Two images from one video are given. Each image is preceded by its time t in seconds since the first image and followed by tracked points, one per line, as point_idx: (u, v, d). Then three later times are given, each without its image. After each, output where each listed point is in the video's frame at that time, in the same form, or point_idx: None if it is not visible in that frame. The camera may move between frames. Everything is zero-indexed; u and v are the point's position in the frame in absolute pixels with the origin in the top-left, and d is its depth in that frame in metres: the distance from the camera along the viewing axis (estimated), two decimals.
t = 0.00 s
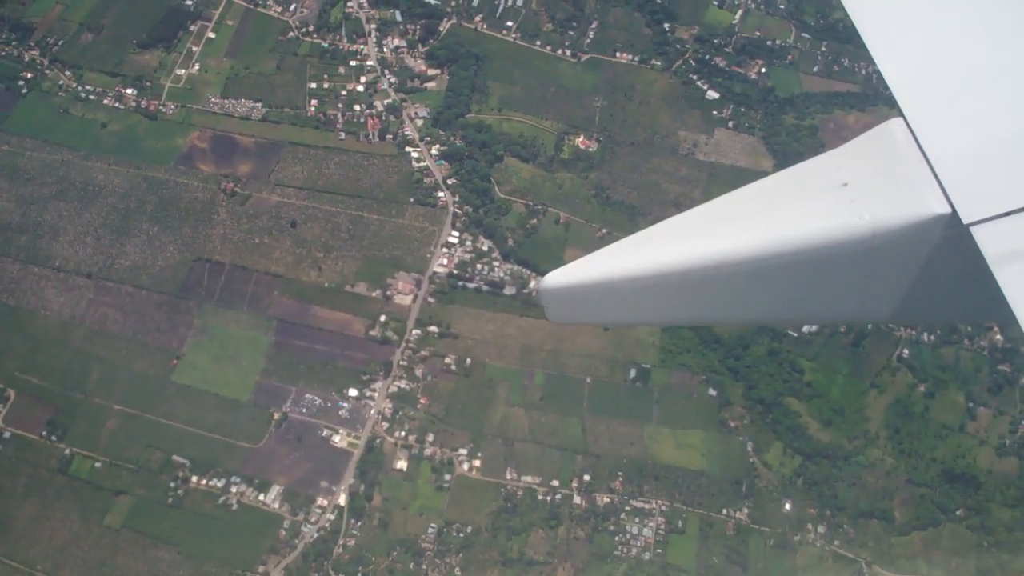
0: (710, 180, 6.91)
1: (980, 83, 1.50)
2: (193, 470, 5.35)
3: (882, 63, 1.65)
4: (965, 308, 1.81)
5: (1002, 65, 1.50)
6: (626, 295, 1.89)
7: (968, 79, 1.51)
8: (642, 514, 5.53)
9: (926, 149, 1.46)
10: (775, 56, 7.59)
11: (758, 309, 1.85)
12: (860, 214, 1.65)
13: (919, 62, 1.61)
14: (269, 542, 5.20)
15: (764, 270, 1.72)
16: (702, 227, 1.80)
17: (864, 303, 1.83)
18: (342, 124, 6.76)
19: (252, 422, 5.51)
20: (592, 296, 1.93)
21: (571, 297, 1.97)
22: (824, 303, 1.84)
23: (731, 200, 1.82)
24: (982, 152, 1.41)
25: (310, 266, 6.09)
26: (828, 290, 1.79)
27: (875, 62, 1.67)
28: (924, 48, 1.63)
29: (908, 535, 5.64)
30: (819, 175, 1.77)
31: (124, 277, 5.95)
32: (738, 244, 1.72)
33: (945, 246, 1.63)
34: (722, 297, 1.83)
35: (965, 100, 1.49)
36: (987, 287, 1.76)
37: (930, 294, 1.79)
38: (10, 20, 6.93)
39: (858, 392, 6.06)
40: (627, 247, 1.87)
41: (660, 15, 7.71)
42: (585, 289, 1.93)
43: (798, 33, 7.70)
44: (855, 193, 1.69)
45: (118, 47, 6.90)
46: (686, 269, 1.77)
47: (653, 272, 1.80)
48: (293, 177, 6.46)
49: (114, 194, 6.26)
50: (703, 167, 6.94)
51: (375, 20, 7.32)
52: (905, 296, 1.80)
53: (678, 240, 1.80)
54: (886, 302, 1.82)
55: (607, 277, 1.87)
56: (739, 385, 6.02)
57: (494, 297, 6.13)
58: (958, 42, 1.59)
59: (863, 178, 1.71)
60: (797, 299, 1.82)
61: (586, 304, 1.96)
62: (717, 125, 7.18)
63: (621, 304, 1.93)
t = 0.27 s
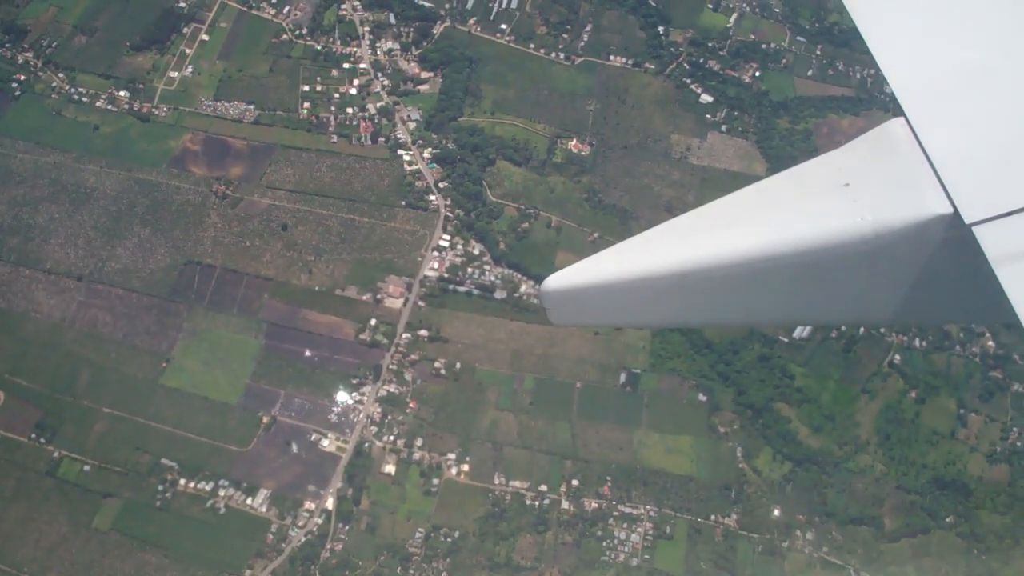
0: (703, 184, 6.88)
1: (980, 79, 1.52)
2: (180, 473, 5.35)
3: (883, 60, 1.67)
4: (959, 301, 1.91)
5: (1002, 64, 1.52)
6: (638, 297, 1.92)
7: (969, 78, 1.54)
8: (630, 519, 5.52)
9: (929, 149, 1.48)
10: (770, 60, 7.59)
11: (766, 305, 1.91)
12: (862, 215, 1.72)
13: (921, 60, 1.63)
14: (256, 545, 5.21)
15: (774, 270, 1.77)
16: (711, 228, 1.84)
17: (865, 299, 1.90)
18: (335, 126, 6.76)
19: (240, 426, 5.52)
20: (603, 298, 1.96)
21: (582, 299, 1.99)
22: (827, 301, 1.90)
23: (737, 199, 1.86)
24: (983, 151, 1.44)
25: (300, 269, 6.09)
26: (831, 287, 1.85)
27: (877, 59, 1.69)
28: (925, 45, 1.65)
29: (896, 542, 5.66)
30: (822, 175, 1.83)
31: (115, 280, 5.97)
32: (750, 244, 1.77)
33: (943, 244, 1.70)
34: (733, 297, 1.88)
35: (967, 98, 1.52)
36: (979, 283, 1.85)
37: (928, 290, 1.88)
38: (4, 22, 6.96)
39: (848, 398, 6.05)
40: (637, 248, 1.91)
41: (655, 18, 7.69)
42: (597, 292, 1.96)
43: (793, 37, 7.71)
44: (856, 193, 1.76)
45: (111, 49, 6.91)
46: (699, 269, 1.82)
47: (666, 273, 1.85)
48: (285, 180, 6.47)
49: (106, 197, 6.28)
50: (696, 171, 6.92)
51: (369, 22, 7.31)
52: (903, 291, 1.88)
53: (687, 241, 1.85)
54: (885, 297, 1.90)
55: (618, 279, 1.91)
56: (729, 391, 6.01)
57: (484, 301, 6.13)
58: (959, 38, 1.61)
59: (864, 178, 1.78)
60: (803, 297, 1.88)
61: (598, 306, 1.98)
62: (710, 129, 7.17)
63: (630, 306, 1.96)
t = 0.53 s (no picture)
0: (695, 189, 6.85)
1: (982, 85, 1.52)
2: (167, 474, 5.37)
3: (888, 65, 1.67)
4: (954, 316, 1.82)
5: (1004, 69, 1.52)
6: (629, 303, 1.77)
7: (972, 82, 1.53)
8: (616, 524, 5.52)
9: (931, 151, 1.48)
10: (765, 65, 7.59)
11: (760, 317, 1.77)
12: (864, 217, 1.63)
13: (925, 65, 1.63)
14: (241, 547, 5.21)
15: (775, 274, 1.65)
16: (708, 229, 1.72)
17: (860, 312, 1.79)
18: (327, 129, 6.78)
19: (228, 427, 5.53)
20: (591, 304, 1.79)
21: (566, 306, 1.82)
22: (822, 314, 1.79)
23: (732, 202, 1.75)
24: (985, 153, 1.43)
25: (291, 271, 6.09)
26: (829, 296, 1.74)
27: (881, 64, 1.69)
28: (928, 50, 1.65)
29: (884, 550, 5.64)
30: (818, 179, 1.74)
31: (105, 280, 5.99)
32: (750, 245, 1.64)
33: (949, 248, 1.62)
34: (726, 306, 1.74)
35: (969, 101, 1.51)
36: (973, 295, 1.77)
37: (923, 301, 1.78)
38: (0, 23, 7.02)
39: (837, 405, 6.06)
40: (628, 252, 1.77)
41: (650, 22, 7.69)
42: (584, 298, 1.79)
43: (789, 42, 7.70)
44: (860, 196, 1.67)
45: (105, 50, 6.95)
46: (695, 272, 1.68)
47: (661, 275, 1.70)
48: (277, 182, 6.48)
49: (97, 197, 6.31)
50: (689, 176, 6.89)
51: (364, 25, 7.33)
52: (898, 303, 1.78)
53: (679, 243, 1.72)
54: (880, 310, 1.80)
55: (611, 283, 1.75)
56: (718, 396, 6.01)
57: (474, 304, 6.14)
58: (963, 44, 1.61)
59: (862, 182, 1.70)
60: (798, 307, 1.75)
61: (582, 315, 1.82)
62: (704, 134, 7.15)
63: (617, 315, 1.80)
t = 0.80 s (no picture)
0: (687, 191, 6.83)
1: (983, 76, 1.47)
2: (154, 474, 5.38)
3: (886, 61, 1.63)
4: (959, 311, 1.78)
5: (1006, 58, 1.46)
6: (629, 302, 1.78)
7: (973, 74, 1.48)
8: (603, 526, 5.52)
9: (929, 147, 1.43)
10: (759, 68, 7.57)
11: (762, 315, 1.76)
12: (864, 217, 1.59)
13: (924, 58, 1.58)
14: (228, 547, 5.22)
15: (772, 276, 1.63)
16: (705, 230, 1.70)
17: (865, 307, 1.76)
18: (319, 130, 6.78)
19: (216, 427, 5.54)
20: (592, 301, 1.81)
21: (570, 303, 1.84)
22: (824, 311, 1.77)
23: (726, 203, 1.73)
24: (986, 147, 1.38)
25: (281, 272, 6.11)
26: (830, 294, 1.72)
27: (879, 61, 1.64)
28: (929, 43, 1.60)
29: (873, 555, 5.62)
30: (821, 176, 1.69)
31: (95, 280, 6.01)
32: (745, 247, 1.62)
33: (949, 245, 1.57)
34: (726, 304, 1.73)
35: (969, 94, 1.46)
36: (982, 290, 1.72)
37: (930, 296, 1.74)
38: None
39: (827, 408, 6.04)
40: (629, 251, 1.77)
41: (644, 24, 7.68)
42: (585, 295, 1.81)
43: (783, 45, 7.68)
44: (859, 195, 1.62)
45: (98, 50, 6.98)
46: (690, 273, 1.68)
47: (657, 276, 1.70)
48: (268, 183, 6.49)
49: (89, 197, 6.33)
50: (681, 178, 6.88)
51: (357, 26, 7.33)
52: (905, 298, 1.74)
53: (674, 244, 1.71)
54: (886, 306, 1.77)
55: (610, 283, 1.76)
56: (707, 400, 6.00)
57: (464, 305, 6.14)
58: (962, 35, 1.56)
59: (867, 178, 1.65)
60: (800, 305, 1.74)
61: (586, 312, 1.83)
62: (697, 136, 7.14)
63: (619, 312, 1.81)
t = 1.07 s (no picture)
0: (679, 195, 6.83)
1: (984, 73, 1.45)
2: (141, 475, 5.42)
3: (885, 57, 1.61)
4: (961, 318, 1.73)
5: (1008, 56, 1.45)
6: (622, 305, 1.72)
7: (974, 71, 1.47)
8: (589, 531, 5.52)
9: (930, 145, 1.41)
10: (753, 71, 7.57)
11: (760, 317, 1.71)
12: (865, 216, 1.54)
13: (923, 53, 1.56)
14: (213, 548, 5.25)
15: (769, 277, 1.58)
16: (701, 230, 1.65)
17: (866, 312, 1.71)
18: (312, 130, 6.78)
19: (203, 428, 5.57)
20: (583, 304, 1.75)
21: (561, 306, 1.78)
22: (824, 315, 1.71)
23: (725, 203, 1.69)
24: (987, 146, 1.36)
25: (271, 272, 6.11)
26: (829, 296, 1.66)
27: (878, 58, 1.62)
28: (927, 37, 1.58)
29: (859, 560, 5.66)
30: (821, 176, 1.65)
31: (85, 280, 6.05)
32: (741, 246, 1.58)
33: (952, 247, 1.53)
34: (723, 306, 1.68)
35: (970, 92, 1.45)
36: (988, 296, 1.66)
37: (934, 299, 1.68)
38: None
39: (816, 413, 6.04)
40: (622, 253, 1.72)
41: (639, 27, 7.67)
42: (577, 298, 1.76)
43: (778, 48, 7.67)
44: (861, 195, 1.57)
45: (92, 49, 6.99)
46: (685, 274, 1.62)
47: (651, 278, 1.65)
48: (260, 183, 6.50)
49: (80, 197, 6.36)
50: (673, 182, 6.88)
51: (351, 27, 7.32)
52: (908, 302, 1.69)
53: (672, 244, 1.66)
54: (888, 311, 1.71)
55: (602, 285, 1.71)
56: (695, 404, 6.00)
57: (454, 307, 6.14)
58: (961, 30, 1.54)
59: (869, 177, 1.61)
60: (799, 308, 1.68)
61: (578, 315, 1.78)
62: (690, 140, 7.13)
63: (611, 315, 1.76)
